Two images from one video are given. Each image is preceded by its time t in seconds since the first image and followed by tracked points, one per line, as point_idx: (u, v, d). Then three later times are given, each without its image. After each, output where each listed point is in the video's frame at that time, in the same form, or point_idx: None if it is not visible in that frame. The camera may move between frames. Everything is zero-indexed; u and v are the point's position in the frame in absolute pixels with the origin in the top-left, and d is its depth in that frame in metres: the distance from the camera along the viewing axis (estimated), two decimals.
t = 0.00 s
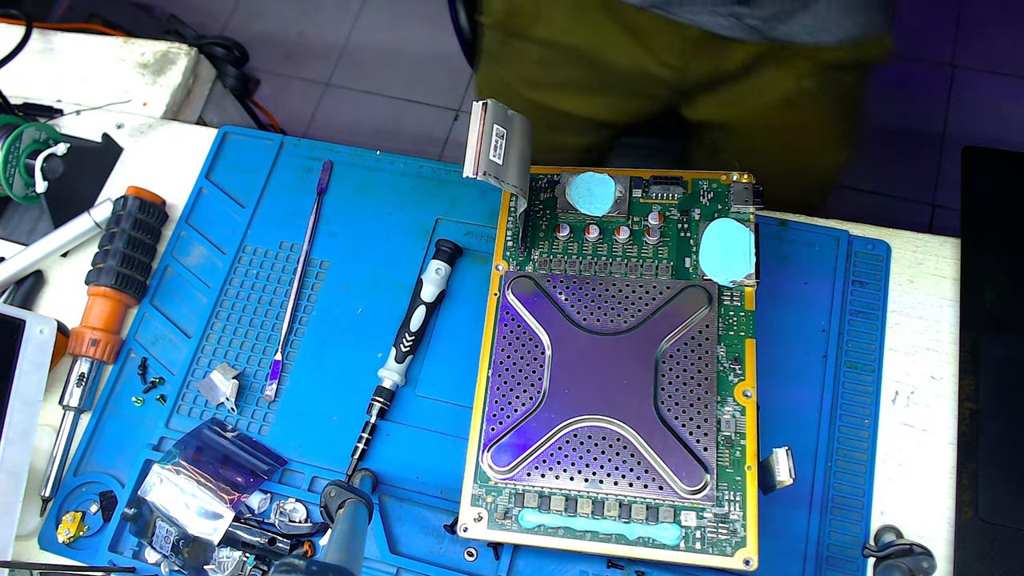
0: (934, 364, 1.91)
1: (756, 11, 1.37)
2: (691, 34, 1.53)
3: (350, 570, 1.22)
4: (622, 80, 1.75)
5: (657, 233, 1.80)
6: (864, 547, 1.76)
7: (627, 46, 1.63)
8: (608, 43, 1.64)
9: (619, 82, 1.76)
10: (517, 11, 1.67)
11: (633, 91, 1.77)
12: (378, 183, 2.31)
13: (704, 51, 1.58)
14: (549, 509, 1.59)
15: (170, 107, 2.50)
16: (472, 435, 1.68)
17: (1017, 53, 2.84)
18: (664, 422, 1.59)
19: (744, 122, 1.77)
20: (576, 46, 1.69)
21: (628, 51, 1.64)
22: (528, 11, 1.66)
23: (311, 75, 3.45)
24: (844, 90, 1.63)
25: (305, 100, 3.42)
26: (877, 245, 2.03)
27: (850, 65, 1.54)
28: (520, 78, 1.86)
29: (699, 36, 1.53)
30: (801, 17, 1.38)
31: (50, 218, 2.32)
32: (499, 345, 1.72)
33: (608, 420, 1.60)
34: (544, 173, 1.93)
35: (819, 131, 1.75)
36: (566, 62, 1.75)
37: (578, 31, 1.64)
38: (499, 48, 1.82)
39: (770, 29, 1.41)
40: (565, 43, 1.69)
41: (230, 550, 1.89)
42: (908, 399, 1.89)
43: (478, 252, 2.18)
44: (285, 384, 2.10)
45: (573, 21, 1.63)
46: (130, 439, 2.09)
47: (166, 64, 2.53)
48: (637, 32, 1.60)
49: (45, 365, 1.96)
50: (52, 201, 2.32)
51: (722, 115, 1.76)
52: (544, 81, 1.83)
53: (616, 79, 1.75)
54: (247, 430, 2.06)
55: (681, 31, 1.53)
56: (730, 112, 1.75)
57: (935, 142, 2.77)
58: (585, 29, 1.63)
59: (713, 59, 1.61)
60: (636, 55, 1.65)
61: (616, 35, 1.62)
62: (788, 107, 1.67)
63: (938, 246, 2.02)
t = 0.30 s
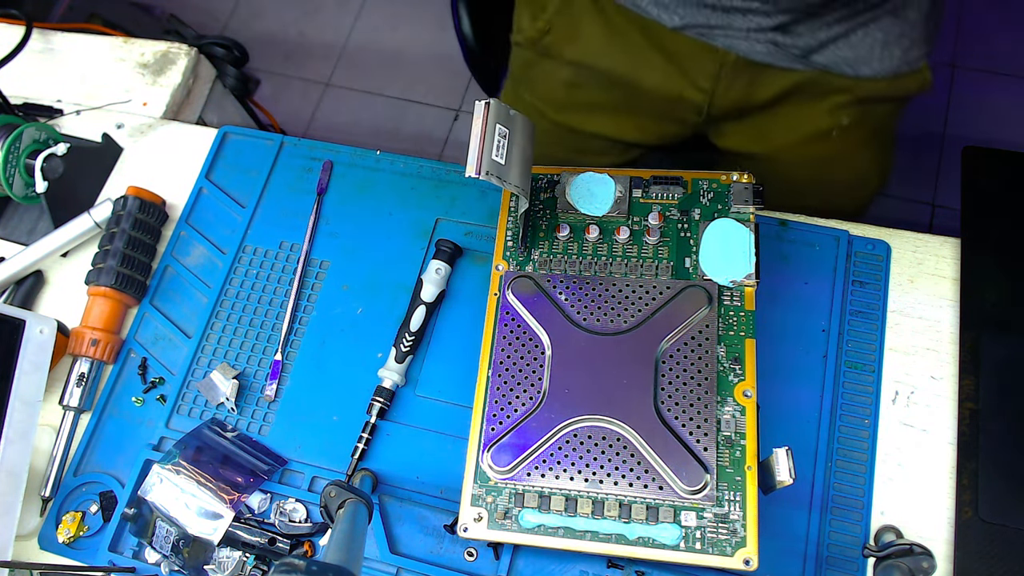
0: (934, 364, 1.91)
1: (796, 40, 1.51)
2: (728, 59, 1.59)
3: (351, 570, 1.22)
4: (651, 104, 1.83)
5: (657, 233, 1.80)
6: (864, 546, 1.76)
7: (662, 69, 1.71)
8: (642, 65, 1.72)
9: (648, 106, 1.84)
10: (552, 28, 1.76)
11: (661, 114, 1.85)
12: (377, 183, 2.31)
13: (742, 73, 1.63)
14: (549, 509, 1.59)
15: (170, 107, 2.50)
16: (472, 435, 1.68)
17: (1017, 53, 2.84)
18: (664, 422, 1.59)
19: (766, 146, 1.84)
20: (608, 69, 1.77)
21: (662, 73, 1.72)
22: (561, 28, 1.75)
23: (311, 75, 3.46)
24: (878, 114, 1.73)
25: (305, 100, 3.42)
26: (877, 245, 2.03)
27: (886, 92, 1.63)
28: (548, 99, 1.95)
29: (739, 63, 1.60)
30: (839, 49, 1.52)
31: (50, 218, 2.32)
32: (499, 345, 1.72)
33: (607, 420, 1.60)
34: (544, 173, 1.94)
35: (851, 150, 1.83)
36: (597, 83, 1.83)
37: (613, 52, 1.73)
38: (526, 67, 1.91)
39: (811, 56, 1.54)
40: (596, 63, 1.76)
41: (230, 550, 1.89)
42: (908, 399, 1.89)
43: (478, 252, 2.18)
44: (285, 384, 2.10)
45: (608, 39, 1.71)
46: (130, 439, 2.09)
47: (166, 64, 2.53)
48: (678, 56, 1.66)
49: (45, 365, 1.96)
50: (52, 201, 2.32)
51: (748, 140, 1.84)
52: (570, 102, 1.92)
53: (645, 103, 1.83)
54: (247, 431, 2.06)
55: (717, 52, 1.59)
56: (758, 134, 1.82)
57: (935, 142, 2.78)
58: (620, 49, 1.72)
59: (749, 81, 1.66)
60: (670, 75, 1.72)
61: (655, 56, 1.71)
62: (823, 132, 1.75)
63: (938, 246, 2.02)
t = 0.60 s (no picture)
0: (935, 364, 1.91)
1: (756, 67, 1.56)
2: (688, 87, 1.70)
3: (350, 570, 1.22)
4: (614, 119, 1.94)
5: (657, 233, 1.80)
6: (864, 546, 1.76)
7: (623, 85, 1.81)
8: (604, 82, 1.82)
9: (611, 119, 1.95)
10: (517, 43, 1.85)
11: (623, 130, 1.98)
12: (377, 183, 2.31)
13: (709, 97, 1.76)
14: (549, 509, 1.59)
15: (170, 107, 2.50)
16: (472, 435, 1.68)
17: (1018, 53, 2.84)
18: (664, 422, 1.59)
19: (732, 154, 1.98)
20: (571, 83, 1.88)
21: (625, 93, 1.83)
22: (527, 44, 1.84)
23: (311, 75, 3.46)
24: (843, 140, 1.87)
25: (305, 100, 3.42)
26: (877, 245, 2.03)
27: (843, 120, 1.77)
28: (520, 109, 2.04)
29: (697, 90, 1.71)
30: (797, 77, 1.59)
31: (50, 218, 2.32)
32: (499, 345, 1.72)
33: (608, 420, 1.60)
34: (544, 173, 1.94)
35: (815, 166, 1.97)
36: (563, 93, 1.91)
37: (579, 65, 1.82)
38: (496, 77, 2.01)
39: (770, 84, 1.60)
40: (559, 78, 1.87)
41: (230, 550, 1.89)
42: (908, 399, 1.89)
43: (478, 252, 2.18)
44: (286, 384, 2.10)
45: (572, 60, 1.81)
46: (130, 439, 2.09)
47: (166, 64, 2.53)
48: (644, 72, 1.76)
49: (45, 365, 1.96)
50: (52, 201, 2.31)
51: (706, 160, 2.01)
52: (538, 113, 2.03)
53: (607, 118, 1.95)
54: (247, 431, 2.06)
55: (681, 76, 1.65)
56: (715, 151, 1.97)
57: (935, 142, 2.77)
58: (585, 65, 1.81)
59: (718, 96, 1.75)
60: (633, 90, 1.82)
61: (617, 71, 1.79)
62: (782, 158, 1.94)
63: (938, 246, 2.02)
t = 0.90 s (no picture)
0: (935, 364, 1.91)
1: (731, 97, 1.70)
2: (665, 109, 2.03)
3: (350, 569, 1.23)
4: (593, 142, 2.23)
5: (657, 233, 1.80)
6: (864, 546, 1.76)
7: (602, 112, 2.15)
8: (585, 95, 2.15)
9: (592, 142, 2.22)
10: (503, 58, 2.20)
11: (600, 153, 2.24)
12: (377, 183, 2.31)
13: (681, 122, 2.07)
14: (549, 509, 1.59)
15: (170, 107, 2.50)
16: (472, 436, 1.68)
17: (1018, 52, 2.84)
18: (664, 422, 1.59)
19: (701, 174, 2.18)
20: (552, 101, 2.21)
21: (606, 117, 2.16)
22: (512, 59, 2.18)
23: (311, 75, 3.46)
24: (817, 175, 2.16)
25: (305, 99, 3.42)
26: (877, 245, 2.03)
27: (816, 160, 2.08)
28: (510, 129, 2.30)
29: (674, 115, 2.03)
30: (776, 111, 1.76)
31: (50, 218, 2.32)
32: (499, 345, 1.72)
33: (608, 420, 1.60)
34: (544, 173, 1.94)
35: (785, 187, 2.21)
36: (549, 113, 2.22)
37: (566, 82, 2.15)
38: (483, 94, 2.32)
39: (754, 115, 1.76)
40: (542, 95, 2.21)
41: (230, 550, 1.89)
42: (908, 399, 1.89)
43: (478, 252, 2.18)
44: (286, 384, 2.10)
45: (555, 74, 2.15)
46: (130, 439, 2.09)
47: (166, 64, 2.53)
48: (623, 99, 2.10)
49: (45, 365, 1.96)
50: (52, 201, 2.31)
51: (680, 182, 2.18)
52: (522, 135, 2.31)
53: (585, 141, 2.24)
54: (247, 431, 2.06)
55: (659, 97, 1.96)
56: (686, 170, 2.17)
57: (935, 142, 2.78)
58: (571, 86, 2.15)
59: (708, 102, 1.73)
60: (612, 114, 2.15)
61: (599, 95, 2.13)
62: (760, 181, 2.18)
63: (938, 246, 2.02)
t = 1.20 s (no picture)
0: (934, 364, 1.91)
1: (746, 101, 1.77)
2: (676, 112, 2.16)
3: (351, 569, 1.23)
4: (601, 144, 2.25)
5: (657, 233, 1.80)
6: (864, 546, 1.76)
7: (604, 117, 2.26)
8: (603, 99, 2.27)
9: (603, 144, 2.24)
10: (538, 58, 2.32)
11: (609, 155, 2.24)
12: (377, 183, 2.31)
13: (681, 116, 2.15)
14: (549, 509, 1.59)
15: (170, 107, 2.50)
16: (472, 435, 1.68)
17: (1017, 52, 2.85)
18: (664, 422, 1.59)
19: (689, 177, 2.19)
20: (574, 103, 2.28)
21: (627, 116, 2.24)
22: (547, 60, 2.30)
23: (311, 75, 3.46)
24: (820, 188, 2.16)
25: (305, 99, 3.42)
26: (877, 245, 2.03)
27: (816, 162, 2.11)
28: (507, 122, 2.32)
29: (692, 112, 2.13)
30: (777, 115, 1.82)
31: (50, 218, 2.32)
32: (499, 345, 1.72)
33: (608, 420, 1.60)
34: (544, 173, 1.94)
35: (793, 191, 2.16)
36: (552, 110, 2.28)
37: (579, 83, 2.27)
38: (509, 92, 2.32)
39: (758, 116, 1.81)
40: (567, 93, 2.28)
41: (230, 550, 1.89)
42: (908, 399, 1.89)
43: (478, 252, 2.18)
44: (286, 383, 2.10)
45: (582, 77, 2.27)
46: (130, 439, 2.09)
47: (166, 64, 2.53)
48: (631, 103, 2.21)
49: (45, 365, 1.95)
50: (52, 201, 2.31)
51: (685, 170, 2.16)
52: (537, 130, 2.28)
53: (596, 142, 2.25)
54: (247, 431, 2.06)
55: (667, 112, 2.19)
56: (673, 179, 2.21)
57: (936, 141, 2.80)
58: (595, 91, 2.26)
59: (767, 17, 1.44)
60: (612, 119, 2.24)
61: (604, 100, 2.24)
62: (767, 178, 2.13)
63: (938, 246, 2.02)
